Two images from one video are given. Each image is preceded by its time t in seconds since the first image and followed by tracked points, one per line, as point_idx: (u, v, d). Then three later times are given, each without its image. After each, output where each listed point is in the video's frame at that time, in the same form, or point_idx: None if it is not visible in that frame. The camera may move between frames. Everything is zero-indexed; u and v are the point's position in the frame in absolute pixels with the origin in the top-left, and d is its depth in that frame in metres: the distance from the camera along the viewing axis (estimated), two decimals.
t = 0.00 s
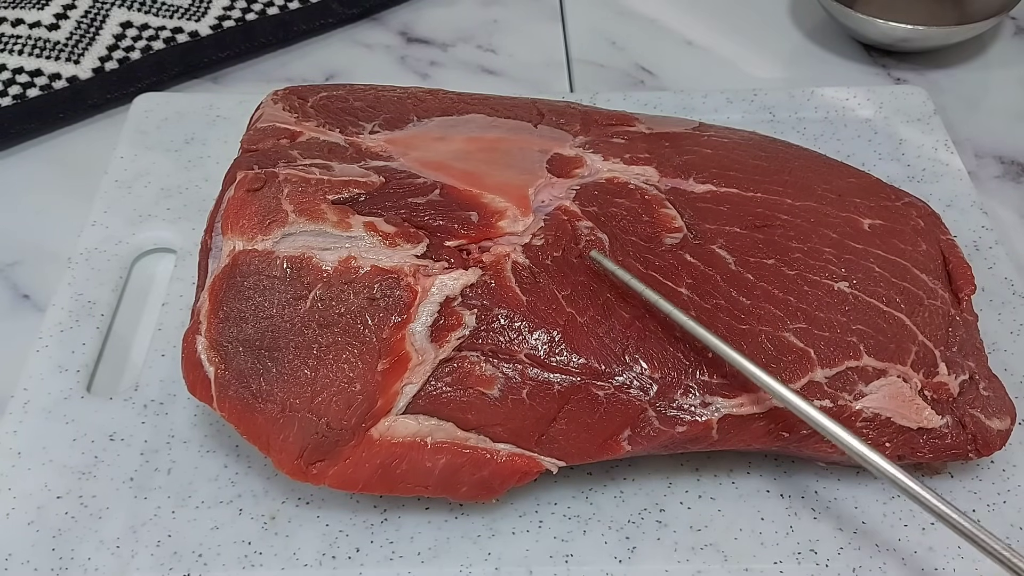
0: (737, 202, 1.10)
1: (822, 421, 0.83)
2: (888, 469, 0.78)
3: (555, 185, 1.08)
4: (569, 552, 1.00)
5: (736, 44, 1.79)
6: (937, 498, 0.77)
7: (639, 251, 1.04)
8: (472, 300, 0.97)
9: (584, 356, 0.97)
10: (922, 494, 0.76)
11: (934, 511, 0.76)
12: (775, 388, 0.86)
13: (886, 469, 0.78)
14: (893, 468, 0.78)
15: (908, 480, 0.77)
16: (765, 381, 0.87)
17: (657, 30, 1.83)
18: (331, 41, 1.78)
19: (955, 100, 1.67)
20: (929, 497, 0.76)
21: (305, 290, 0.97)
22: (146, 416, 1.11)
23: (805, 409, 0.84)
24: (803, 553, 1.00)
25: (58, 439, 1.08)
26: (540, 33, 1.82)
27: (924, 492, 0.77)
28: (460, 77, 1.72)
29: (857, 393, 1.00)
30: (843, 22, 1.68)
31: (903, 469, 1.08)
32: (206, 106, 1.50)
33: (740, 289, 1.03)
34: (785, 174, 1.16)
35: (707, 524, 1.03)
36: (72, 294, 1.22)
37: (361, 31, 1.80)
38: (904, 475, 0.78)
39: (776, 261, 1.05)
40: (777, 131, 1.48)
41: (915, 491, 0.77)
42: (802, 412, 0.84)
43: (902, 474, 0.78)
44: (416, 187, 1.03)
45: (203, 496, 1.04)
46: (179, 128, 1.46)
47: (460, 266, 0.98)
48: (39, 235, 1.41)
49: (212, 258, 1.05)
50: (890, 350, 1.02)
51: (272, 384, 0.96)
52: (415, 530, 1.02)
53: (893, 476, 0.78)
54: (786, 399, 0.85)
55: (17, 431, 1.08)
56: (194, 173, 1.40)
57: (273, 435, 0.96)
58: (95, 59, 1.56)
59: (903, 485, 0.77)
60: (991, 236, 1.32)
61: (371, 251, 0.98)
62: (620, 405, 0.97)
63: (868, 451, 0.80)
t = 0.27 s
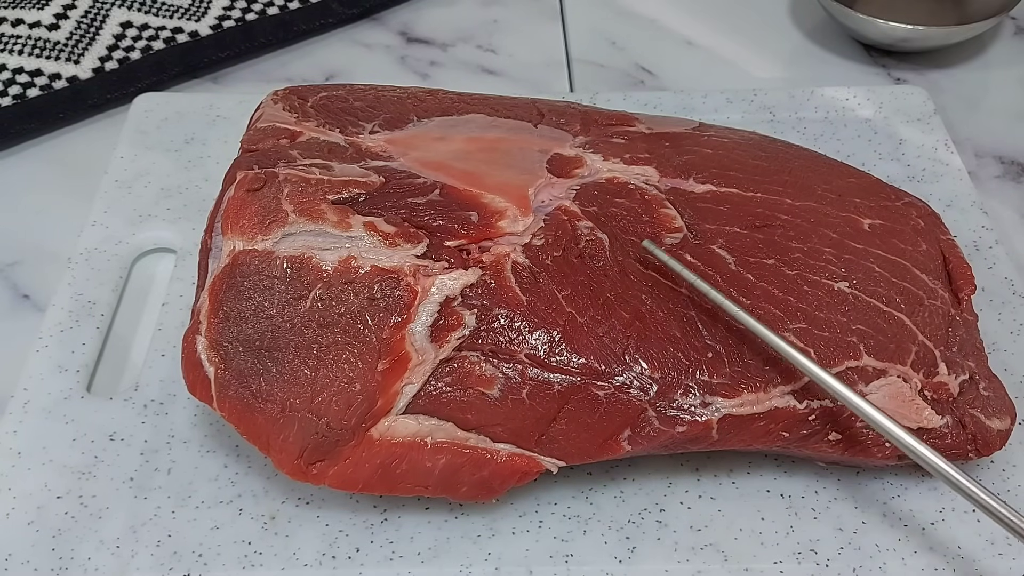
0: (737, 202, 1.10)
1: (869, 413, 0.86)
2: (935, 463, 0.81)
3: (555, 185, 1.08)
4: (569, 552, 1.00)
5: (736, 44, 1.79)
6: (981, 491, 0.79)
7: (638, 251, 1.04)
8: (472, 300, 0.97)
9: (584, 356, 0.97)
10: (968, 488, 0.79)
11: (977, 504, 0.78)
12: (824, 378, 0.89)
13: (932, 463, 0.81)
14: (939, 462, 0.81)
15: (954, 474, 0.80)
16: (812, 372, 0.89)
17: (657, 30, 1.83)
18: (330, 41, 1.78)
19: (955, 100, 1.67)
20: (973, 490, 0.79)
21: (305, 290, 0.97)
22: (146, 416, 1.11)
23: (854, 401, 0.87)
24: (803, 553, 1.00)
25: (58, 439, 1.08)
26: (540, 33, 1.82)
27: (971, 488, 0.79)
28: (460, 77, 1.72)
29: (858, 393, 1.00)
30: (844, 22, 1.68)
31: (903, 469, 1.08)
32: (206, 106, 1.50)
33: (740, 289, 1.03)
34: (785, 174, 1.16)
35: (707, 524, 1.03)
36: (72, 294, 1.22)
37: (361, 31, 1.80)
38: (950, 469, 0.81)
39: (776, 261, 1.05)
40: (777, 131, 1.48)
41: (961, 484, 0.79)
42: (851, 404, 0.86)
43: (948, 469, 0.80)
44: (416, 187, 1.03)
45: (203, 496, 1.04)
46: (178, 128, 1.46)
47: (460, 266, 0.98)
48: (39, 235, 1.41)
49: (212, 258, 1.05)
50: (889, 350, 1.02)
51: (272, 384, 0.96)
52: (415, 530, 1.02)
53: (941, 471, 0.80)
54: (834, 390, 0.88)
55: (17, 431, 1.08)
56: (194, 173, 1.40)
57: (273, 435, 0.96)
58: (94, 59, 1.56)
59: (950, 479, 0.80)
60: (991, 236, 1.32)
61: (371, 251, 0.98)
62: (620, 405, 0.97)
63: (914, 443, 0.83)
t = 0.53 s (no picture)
0: (737, 202, 1.10)
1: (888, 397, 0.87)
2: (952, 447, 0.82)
3: (555, 185, 1.08)
4: (569, 552, 1.00)
5: (736, 44, 1.79)
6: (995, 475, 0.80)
7: (639, 251, 1.04)
8: (472, 301, 0.97)
9: (584, 356, 0.97)
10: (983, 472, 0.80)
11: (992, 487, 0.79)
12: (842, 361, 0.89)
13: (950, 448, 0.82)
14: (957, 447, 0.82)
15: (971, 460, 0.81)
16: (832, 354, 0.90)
17: (657, 30, 1.83)
18: (330, 41, 1.78)
19: (955, 100, 1.67)
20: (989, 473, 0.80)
21: (305, 290, 0.97)
22: (146, 416, 1.11)
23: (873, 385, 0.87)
24: (803, 553, 1.00)
25: (58, 439, 1.08)
26: (540, 33, 1.82)
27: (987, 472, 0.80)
28: (460, 77, 1.72)
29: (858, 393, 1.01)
30: (844, 22, 1.68)
31: (903, 469, 1.08)
32: (206, 106, 1.50)
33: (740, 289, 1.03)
34: (785, 174, 1.16)
35: (707, 524, 1.03)
36: (72, 294, 1.22)
37: (361, 31, 1.80)
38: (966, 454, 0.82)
39: (776, 261, 1.05)
40: (777, 131, 1.48)
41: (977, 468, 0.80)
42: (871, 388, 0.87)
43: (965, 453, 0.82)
44: (416, 187, 1.03)
45: (203, 496, 1.04)
46: (178, 128, 1.46)
47: (459, 266, 0.98)
48: (39, 235, 1.41)
49: (212, 258, 1.05)
50: (889, 350, 1.02)
51: (272, 384, 0.96)
52: (415, 529, 1.02)
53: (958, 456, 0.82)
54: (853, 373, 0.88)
55: (17, 431, 1.08)
56: (194, 173, 1.40)
57: (273, 435, 0.96)
58: (94, 59, 1.55)
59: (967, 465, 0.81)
60: (991, 236, 1.32)
61: (372, 251, 0.98)
62: (620, 405, 0.97)
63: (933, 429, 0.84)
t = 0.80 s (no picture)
0: (737, 202, 1.10)
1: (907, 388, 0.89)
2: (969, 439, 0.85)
3: (555, 185, 1.08)
4: (569, 552, 1.00)
5: (736, 45, 1.79)
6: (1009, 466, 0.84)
7: (639, 251, 1.04)
8: (472, 300, 0.97)
9: (584, 356, 0.97)
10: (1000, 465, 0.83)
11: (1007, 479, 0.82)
12: (864, 353, 0.91)
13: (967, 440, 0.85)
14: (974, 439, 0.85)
15: (988, 452, 0.84)
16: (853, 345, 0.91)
17: (657, 30, 1.83)
18: (330, 41, 1.78)
19: (955, 100, 1.67)
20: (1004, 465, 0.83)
21: (305, 290, 0.97)
22: (146, 416, 1.11)
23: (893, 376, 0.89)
24: (803, 553, 1.00)
25: (58, 439, 1.07)
26: (540, 33, 1.82)
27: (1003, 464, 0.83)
28: (460, 77, 1.72)
29: (858, 393, 1.01)
30: (844, 22, 1.68)
31: (903, 469, 1.08)
32: (206, 106, 1.50)
33: (740, 289, 1.03)
34: (785, 174, 1.16)
35: (707, 524, 1.03)
36: (71, 294, 1.22)
37: (361, 31, 1.80)
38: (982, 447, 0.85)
39: (776, 261, 1.06)
40: (777, 132, 1.48)
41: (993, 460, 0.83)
42: (891, 379, 0.89)
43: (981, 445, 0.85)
44: (416, 187, 1.03)
45: (203, 496, 1.04)
46: (178, 128, 1.46)
47: (459, 266, 0.98)
48: (39, 235, 1.41)
49: (212, 258, 1.05)
50: (889, 350, 1.02)
51: (272, 384, 0.96)
52: (415, 529, 1.02)
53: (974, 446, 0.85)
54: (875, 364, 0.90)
55: (17, 431, 1.08)
56: (194, 173, 1.40)
57: (273, 435, 0.96)
58: (94, 59, 1.55)
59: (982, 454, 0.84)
60: (991, 237, 1.32)
61: (372, 251, 0.98)
62: (620, 405, 0.97)
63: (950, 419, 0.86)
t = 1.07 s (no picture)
0: (737, 202, 1.10)
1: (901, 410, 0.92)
2: (962, 458, 0.88)
3: (555, 185, 1.08)
4: (569, 552, 1.00)
5: (736, 45, 1.79)
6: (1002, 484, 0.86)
7: (639, 251, 1.04)
8: (472, 300, 0.97)
9: (584, 356, 0.97)
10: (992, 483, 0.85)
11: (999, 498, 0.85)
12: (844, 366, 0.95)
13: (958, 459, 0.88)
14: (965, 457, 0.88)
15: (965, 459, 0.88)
16: (848, 369, 0.95)
17: (657, 30, 1.83)
18: (331, 41, 1.78)
19: (955, 100, 1.67)
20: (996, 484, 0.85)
21: (305, 290, 0.97)
22: (146, 416, 1.11)
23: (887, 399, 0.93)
24: (803, 553, 1.00)
25: (58, 439, 1.07)
26: (540, 34, 1.82)
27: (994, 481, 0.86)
28: (460, 77, 1.72)
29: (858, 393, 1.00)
30: (843, 22, 1.69)
31: (903, 469, 1.08)
32: (206, 106, 1.50)
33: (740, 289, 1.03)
34: (785, 174, 1.16)
35: (706, 524, 1.03)
36: (71, 294, 1.22)
37: (360, 31, 1.80)
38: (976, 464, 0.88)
39: (776, 261, 1.06)
40: (777, 132, 1.48)
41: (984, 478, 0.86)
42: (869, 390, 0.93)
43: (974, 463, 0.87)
44: (416, 187, 1.03)
45: (203, 496, 1.04)
46: (178, 128, 1.46)
47: (459, 266, 0.98)
48: (39, 235, 1.41)
49: (212, 258, 1.05)
50: (889, 350, 1.02)
51: (272, 384, 0.96)
52: (415, 529, 1.02)
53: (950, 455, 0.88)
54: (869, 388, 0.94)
55: (16, 431, 1.08)
56: (194, 173, 1.40)
57: (273, 435, 0.96)
58: (95, 59, 1.55)
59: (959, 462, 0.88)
60: (991, 237, 1.32)
61: (372, 251, 0.98)
62: (620, 405, 0.97)
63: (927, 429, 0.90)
